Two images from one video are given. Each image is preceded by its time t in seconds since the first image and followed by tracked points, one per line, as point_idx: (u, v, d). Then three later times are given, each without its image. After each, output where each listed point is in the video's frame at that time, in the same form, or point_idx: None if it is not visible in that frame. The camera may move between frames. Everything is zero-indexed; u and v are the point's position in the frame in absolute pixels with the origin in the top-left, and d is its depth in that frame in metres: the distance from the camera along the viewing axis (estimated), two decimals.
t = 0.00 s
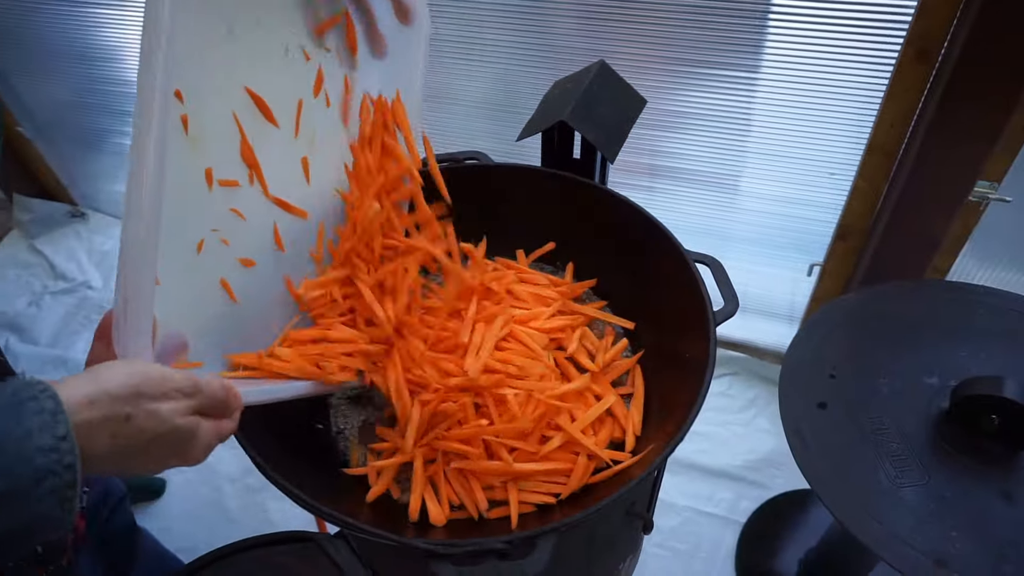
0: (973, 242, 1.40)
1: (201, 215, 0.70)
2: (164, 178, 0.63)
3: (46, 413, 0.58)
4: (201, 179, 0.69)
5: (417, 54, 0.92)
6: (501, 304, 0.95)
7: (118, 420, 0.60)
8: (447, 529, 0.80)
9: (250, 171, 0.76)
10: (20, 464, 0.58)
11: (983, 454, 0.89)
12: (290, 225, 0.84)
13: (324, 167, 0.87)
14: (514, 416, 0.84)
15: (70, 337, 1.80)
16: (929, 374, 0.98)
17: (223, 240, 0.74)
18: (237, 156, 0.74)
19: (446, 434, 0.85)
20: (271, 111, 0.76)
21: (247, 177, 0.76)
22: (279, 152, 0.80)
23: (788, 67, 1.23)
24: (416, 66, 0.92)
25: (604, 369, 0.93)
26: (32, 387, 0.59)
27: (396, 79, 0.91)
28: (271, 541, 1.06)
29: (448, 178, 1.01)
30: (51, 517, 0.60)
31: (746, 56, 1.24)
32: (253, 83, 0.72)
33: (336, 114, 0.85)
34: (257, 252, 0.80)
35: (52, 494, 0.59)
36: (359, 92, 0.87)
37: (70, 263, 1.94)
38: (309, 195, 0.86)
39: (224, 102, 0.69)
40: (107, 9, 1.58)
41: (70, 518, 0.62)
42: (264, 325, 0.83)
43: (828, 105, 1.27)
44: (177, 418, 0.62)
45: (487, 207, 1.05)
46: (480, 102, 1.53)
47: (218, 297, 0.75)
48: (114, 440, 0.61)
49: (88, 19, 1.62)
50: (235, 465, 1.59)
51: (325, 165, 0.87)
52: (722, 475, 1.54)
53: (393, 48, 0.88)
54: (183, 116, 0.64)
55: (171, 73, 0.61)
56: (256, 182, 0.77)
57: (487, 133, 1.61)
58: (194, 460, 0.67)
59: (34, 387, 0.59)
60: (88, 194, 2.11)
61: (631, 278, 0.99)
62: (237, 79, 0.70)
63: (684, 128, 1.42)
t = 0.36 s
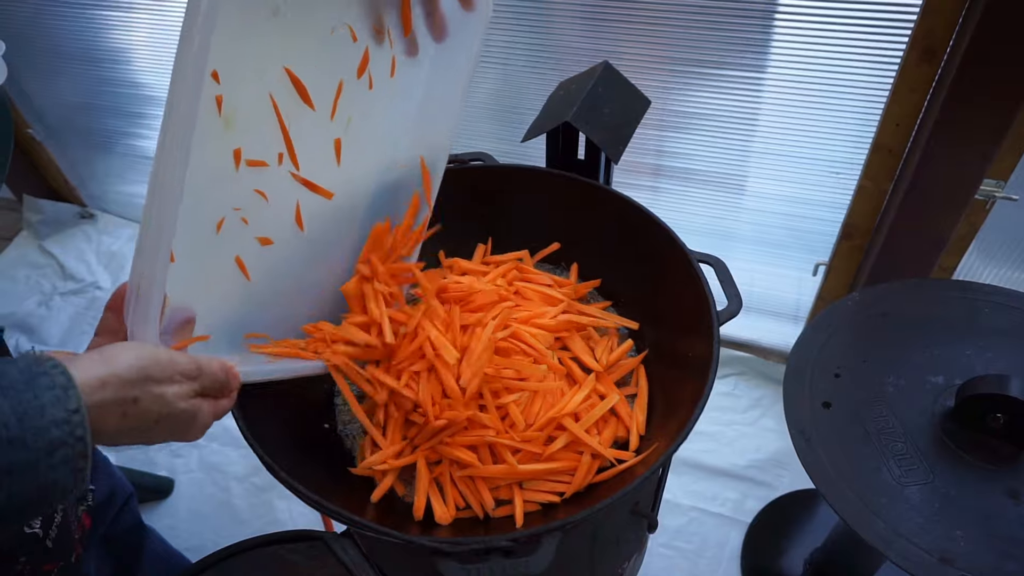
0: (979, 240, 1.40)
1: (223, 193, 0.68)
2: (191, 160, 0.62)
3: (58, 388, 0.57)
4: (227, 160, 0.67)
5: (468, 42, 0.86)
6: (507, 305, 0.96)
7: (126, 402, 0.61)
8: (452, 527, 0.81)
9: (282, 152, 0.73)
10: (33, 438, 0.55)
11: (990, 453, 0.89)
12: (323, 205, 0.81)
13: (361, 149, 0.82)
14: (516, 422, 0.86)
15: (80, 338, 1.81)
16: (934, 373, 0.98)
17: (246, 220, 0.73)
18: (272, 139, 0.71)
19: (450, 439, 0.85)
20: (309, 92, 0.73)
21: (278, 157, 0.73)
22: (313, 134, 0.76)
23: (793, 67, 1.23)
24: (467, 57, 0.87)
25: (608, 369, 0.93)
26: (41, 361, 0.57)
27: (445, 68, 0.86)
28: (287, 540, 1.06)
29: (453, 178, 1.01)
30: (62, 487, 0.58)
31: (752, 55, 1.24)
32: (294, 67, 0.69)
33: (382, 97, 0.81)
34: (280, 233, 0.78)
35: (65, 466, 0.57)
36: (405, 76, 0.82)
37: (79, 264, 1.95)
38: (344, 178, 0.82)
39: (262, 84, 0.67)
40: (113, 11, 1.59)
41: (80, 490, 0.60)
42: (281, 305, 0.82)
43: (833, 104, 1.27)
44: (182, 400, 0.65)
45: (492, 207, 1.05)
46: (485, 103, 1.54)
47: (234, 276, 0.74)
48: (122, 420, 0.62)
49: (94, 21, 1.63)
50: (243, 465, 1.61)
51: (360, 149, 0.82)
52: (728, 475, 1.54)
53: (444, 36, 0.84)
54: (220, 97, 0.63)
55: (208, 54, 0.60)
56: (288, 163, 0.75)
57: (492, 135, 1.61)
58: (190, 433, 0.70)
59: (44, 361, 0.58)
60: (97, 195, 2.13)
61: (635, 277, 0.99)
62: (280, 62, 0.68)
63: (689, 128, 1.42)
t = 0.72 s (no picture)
0: (975, 254, 1.41)
1: (223, 178, 0.64)
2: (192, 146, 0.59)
3: (38, 362, 0.53)
4: (231, 146, 0.63)
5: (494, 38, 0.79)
6: (504, 320, 0.97)
7: (109, 384, 0.59)
8: (450, 541, 0.81)
9: (288, 139, 0.69)
10: (15, 414, 0.52)
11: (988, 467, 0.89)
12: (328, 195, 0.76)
13: (373, 143, 0.77)
14: (513, 435, 0.87)
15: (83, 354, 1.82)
16: (931, 387, 0.99)
17: (245, 204, 0.69)
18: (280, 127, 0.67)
19: (448, 453, 0.86)
20: (322, 82, 0.68)
21: (284, 144, 0.69)
22: (321, 123, 0.71)
23: (790, 84, 1.25)
24: (489, 56, 0.80)
25: (605, 383, 0.94)
26: (19, 336, 0.54)
27: (472, 67, 0.79)
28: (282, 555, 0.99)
29: (452, 194, 1.02)
30: (42, 464, 0.55)
31: (748, 73, 1.26)
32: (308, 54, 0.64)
33: (399, 87, 0.75)
34: (280, 221, 0.74)
35: (48, 439, 0.54)
36: (426, 71, 0.76)
37: (82, 280, 1.97)
38: (352, 171, 0.77)
39: (273, 72, 0.62)
40: (116, 30, 1.61)
41: (60, 465, 0.57)
42: (275, 287, 0.79)
43: (829, 120, 1.28)
44: (161, 385, 0.63)
45: (490, 222, 1.06)
46: (485, 120, 1.55)
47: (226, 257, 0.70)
48: (100, 404, 0.60)
49: (98, 41, 1.66)
50: (244, 480, 1.61)
51: (372, 142, 0.77)
52: (728, 490, 1.54)
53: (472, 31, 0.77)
54: (230, 85, 0.59)
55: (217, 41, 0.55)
56: (293, 151, 0.70)
57: (492, 151, 1.63)
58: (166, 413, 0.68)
59: (22, 336, 0.54)
60: (100, 212, 2.15)
61: (631, 291, 1.00)
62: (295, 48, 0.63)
63: (687, 144, 1.44)
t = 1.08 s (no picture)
0: (975, 255, 1.40)
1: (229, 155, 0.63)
2: (196, 123, 0.56)
3: (20, 338, 0.52)
4: (240, 126, 0.61)
5: (519, 29, 0.77)
6: (502, 318, 0.97)
7: (87, 356, 0.60)
8: (448, 539, 0.81)
9: (301, 123, 0.67)
10: None
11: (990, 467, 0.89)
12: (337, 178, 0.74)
13: (385, 131, 0.75)
14: (512, 433, 0.87)
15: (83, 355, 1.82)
16: (931, 387, 0.98)
17: (250, 183, 0.68)
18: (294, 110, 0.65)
19: (446, 451, 0.86)
20: (339, 70, 0.66)
21: (295, 128, 0.67)
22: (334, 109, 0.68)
23: (790, 85, 1.25)
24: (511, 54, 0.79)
25: (603, 381, 0.94)
26: None
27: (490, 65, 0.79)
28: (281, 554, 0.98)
29: (452, 194, 1.02)
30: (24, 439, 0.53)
31: (748, 73, 1.26)
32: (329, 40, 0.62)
33: (417, 79, 0.73)
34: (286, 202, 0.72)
35: (31, 415, 0.53)
36: (446, 59, 0.74)
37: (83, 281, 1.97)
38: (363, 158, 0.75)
39: (290, 58, 0.60)
40: (118, 33, 1.62)
41: (41, 442, 0.55)
42: (274, 263, 0.78)
43: (829, 121, 1.28)
44: (142, 355, 0.63)
45: (489, 222, 1.06)
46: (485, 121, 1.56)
47: (226, 233, 0.69)
48: (83, 375, 0.61)
49: (99, 43, 1.66)
50: (244, 481, 1.61)
51: (383, 130, 0.75)
52: (728, 491, 1.54)
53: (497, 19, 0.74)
54: (244, 66, 0.57)
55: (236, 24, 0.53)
56: (304, 135, 0.68)
57: (492, 152, 1.63)
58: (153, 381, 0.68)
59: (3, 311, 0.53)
60: (100, 214, 2.15)
61: (630, 290, 1.00)
62: (316, 32, 0.60)
63: (687, 145, 1.44)
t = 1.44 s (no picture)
0: (970, 260, 1.41)
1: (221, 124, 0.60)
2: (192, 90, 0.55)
3: (11, 314, 0.56)
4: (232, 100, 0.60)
5: (535, 41, 0.73)
6: (498, 322, 0.97)
7: (80, 317, 0.62)
8: (443, 543, 0.81)
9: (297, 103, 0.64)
10: None
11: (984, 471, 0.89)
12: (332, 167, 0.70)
13: (388, 125, 0.71)
14: (507, 437, 0.87)
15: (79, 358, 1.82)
16: (925, 392, 0.99)
17: (242, 158, 0.65)
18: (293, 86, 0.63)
19: (441, 455, 0.86)
20: (342, 55, 0.64)
21: (292, 108, 0.64)
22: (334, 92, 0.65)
23: (786, 91, 1.26)
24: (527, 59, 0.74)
25: (599, 386, 0.94)
26: None
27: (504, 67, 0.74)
28: (274, 557, 0.97)
29: (449, 198, 1.03)
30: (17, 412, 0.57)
31: (746, 80, 1.27)
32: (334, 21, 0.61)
33: (423, 72, 0.70)
34: (277, 184, 0.68)
35: (23, 389, 0.57)
36: (456, 56, 0.71)
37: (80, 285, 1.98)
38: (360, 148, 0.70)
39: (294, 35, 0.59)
40: (118, 37, 1.62)
41: (38, 415, 0.59)
42: (259, 251, 0.73)
43: (825, 127, 1.29)
44: (136, 315, 0.64)
45: (485, 226, 1.07)
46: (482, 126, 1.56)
47: (211, 207, 0.66)
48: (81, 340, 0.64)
49: (99, 47, 1.66)
50: (239, 485, 1.61)
51: (388, 123, 0.71)
52: (723, 496, 1.54)
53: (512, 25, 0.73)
54: (245, 44, 0.56)
55: None
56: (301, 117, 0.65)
57: (488, 157, 1.64)
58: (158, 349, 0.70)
59: None
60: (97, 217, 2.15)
61: (625, 295, 1.00)
62: (319, 12, 0.59)
63: (683, 150, 1.45)
